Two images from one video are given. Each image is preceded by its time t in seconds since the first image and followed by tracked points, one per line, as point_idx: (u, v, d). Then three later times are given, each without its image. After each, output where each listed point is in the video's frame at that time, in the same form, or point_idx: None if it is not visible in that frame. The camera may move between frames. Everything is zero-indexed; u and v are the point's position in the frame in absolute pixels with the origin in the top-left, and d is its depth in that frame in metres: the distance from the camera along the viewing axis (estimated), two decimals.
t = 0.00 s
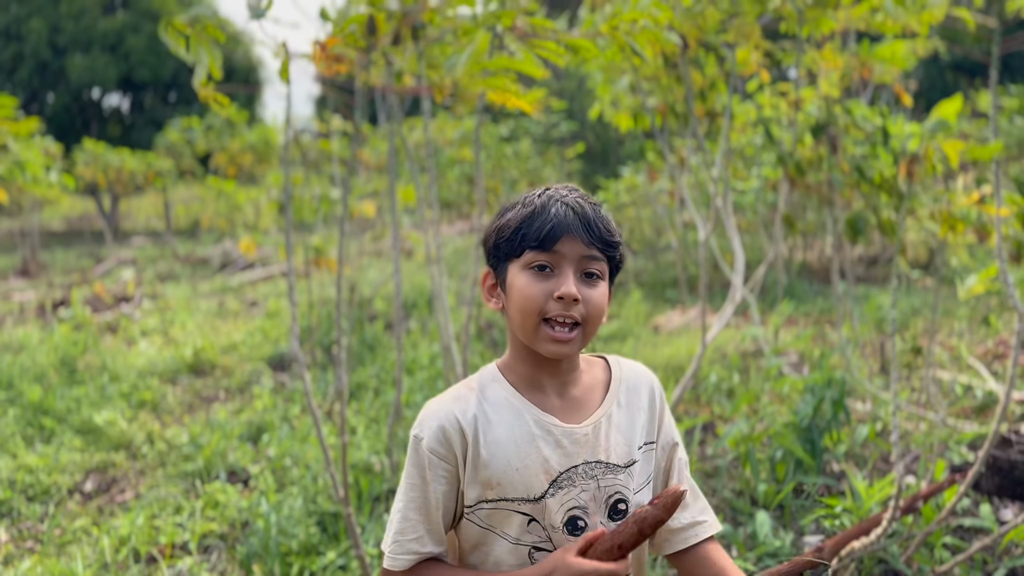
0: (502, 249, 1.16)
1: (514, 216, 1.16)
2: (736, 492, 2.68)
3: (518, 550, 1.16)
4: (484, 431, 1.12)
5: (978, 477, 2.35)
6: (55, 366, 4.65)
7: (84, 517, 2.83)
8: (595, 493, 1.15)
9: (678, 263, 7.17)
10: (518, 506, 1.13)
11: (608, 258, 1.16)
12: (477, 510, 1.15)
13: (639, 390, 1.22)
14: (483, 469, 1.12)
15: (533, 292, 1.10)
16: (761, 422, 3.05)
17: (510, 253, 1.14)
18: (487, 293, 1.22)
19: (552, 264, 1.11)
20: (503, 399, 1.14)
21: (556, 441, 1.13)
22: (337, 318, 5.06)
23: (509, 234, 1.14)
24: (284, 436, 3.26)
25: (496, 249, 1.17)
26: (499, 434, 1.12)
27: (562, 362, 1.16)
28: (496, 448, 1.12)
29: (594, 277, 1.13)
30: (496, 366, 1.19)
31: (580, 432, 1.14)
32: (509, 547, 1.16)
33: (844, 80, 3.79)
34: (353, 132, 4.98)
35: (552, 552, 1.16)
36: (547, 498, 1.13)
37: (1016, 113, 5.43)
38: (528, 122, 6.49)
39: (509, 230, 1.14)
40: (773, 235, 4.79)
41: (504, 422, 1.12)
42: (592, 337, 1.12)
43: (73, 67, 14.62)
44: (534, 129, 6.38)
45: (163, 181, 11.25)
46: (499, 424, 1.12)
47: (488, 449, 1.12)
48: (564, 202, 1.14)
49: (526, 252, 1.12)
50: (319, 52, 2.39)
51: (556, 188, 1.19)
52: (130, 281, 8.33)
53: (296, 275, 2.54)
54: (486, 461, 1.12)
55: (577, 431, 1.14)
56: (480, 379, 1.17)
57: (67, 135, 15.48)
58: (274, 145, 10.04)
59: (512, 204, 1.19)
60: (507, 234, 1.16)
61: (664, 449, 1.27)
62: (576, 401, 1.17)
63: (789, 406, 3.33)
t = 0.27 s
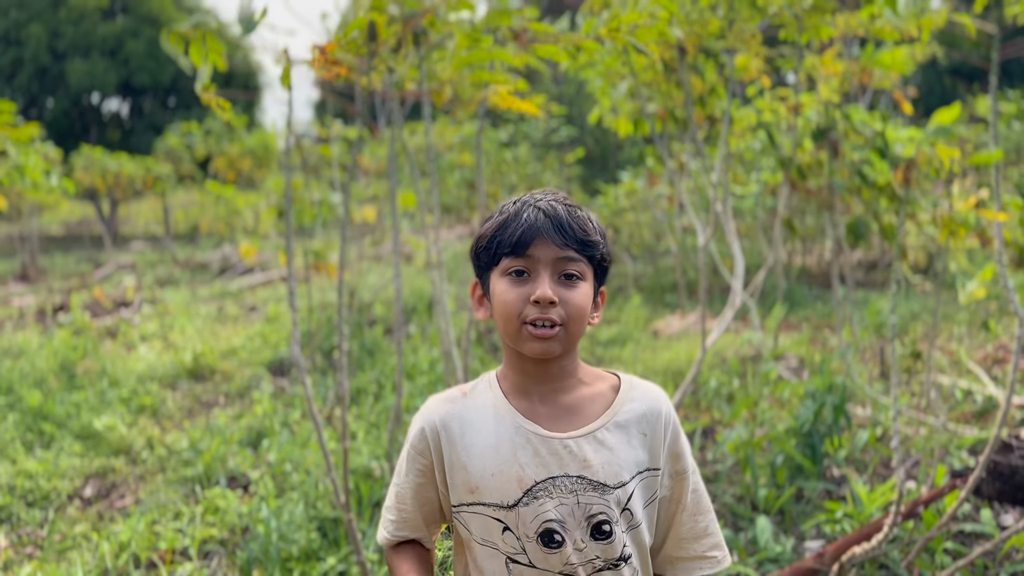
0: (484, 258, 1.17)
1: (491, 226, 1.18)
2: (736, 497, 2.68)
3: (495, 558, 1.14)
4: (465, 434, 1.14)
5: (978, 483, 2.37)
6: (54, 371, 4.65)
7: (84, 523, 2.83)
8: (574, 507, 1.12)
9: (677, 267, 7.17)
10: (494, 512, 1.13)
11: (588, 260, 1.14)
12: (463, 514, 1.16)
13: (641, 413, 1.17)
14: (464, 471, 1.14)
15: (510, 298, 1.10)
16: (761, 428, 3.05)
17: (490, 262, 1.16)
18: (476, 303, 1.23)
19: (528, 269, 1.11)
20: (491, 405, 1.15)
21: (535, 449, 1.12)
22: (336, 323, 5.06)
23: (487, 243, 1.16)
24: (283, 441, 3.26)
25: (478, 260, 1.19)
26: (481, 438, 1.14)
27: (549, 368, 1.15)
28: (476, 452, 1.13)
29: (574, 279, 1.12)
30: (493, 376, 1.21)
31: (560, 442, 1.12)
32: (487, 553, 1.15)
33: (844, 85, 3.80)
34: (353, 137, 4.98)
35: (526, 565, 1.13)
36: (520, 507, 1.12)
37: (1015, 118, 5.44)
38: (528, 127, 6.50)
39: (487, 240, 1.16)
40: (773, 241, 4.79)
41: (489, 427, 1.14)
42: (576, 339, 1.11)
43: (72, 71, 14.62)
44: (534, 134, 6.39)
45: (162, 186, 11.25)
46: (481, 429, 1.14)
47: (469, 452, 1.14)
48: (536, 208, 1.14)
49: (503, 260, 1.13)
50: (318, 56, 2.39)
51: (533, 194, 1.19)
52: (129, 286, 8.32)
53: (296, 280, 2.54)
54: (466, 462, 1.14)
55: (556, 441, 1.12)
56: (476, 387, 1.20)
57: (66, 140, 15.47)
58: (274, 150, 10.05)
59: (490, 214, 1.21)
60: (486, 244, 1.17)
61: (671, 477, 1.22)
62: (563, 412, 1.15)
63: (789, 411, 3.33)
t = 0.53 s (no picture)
0: (484, 261, 1.18)
1: (491, 229, 1.18)
2: (738, 500, 2.68)
3: (498, 566, 1.17)
4: (464, 444, 1.17)
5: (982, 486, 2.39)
6: (55, 374, 4.64)
7: (85, 526, 2.83)
8: (576, 515, 1.12)
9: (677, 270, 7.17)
10: (496, 522, 1.14)
11: (588, 260, 1.14)
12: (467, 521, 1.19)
13: (643, 415, 1.16)
14: (465, 479, 1.16)
15: (508, 298, 1.11)
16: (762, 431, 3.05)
17: (489, 264, 1.16)
18: (478, 308, 1.23)
19: (526, 269, 1.11)
20: (489, 413, 1.17)
21: (535, 458, 1.13)
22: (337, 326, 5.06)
23: (486, 245, 1.17)
24: (284, 444, 3.26)
25: (478, 263, 1.20)
26: (480, 447, 1.16)
27: (550, 372, 1.15)
28: (476, 461, 1.15)
29: (573, 279, 1.12)
30: (494, 382, 1.22)
31: (560, 449, 1.12)
32: (492, 561, 1.17)
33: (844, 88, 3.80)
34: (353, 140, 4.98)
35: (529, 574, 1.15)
36: (521, 516, 1.13)
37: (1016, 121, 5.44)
38: (528, 130, 6.50)
39: (486, 241, 1.17)
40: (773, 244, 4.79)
41: (488, 435, 1.15)
42: (575, 340, 1.11)
43: (73, 75, 14.62)
44: (534, 137, 6.39)
45: (162, 189, 11.25)
46: (479, 438, 1.16)
47: (468, 461, 1.16)
48: (535, 209, 1.15)
49: (501, 260, 1.13)
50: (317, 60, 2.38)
51: (533, 197, 1.20)
52: (130, 289, 8.32)
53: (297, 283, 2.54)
54: (466, 471, 1.16)
55: (556, 449, 1.12)
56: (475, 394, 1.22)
57: (66, 143, 15.47)
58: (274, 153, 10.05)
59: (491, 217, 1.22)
60: (486, 247, 1.18)
61: (676, 479, 1.20)
62: (564, 416, 1.15)
63: (790, 415, 3.33)
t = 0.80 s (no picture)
0: (494, 262, 1.18)
1: (500, 230, 1.18)
2: (740, 503, 2.68)
3: (514, 563, 1.14)
4: (479, 438, 1.13)
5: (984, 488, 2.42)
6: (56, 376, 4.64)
7: (87, 527, 2.82)
8: (595, 509, 1.13)
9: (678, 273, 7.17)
10: (513, 517, 1.12)
11: (598, 261, 1.15)
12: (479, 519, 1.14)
13: (652, 414, 1.20)
14: (480, 475, 1.13)
15: (520, 300, 1.11)
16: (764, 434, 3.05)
17: (500, 264, 1.16)
18: (487, 308, 1.23)
19: (537, 270, 1.12)
20: (504, 408, 1.15)
21: (554, 453, 1.13)
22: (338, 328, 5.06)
23: (496, 246, 1.16)
24: (286, 446, 3.26)
25: (488, 263, 1.20)
26: (496, 443, 1.13)
27: (561, 371, 1.16)
28: (492, 456, 1.13)
29: (583, 280, 1.12)
30: (501, 379, 1.21)
31: (578, 444, 1.13)
32: (506, 559, 1.14)
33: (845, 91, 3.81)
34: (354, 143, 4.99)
35: (546, 569, 1.13)
36: (541, 511, 1.12)
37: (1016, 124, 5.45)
38: (529, 133, 6.51)
39: (497, 243, 1.16)
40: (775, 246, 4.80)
41: (504, 430, 1.13)
42: (586, 340, 1.12)
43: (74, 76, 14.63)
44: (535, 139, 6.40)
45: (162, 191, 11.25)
46: (495, 432, 1.14)
47: (484, 456, 1.13)
48: (545, 210, 1.15)
49: (512, 261, 1.13)
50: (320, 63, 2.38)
51: (542, 197, 1.20)
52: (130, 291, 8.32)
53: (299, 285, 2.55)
54: (482, 467, 1.13)
55: (575, 444, 1.13)
56: (484, 391, 1.19)
57: (67, 145, 15.47)
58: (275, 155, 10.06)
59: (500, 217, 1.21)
60: (496, 248, 1.18)
61: (679, 477, 1.25)
62: (578, 413, 1.16)
63: (791, 417, 3.33)
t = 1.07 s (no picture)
0: (506, 262, 1.17)
1: (512, 231, 1.18)
2: (743, 504, 2.68)
3: (528, 561, 1.15)
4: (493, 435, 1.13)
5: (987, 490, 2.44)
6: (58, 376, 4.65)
7: (90, 528, 2.83)
8: (609, 506, 1.14)
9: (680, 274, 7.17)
10: (528, 514, 1.13)
11: (609, 265, 1.15)
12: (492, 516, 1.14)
13: (660, 413, 1.20)
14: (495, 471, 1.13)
15: (531, 302, 1.11)
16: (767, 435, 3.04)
17: (511, 266, 1.16)
18: (497, 308, 1.23)
19: (549, 273, 1.12)
20: (517, 405, 1.15)
21: (568, 450, 1.13)
22: (340, 329, 5.06)
23: (508, 247, 1.16)
24: (288, 447, 3.26)
25: (499, 264, 1.20)
26: (510, 440, 1.13)
27: (570, 372, 1.16)
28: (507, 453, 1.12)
29: (594, 284, 1.13)
30: (511, 378, 1.21)
31: (592, 442, 1.14)
32: (519, 556, 1.15)
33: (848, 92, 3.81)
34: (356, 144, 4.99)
35: (560, 566, 1.14)
36: (556, 508, 1.12)
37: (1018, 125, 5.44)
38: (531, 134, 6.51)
39: (508, 244, 1.16)
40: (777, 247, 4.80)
41: (518, 428, 1.14)
42: (596, 343, 1.12)
43: (76, 77, 14.63)
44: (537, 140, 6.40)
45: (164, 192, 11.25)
46: (509, 429, 1.14)
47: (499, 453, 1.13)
48: (558, 213, 1.15)
49: (524, 264, 1.13)
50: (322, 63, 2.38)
51: (554, 199, 1.20)
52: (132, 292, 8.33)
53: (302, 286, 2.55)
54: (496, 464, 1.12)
55: (589, 442, 1.13)
56: (495, 390, 1.19)
57: (69, 145, 15.48)
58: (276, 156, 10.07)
59: (512, 218, 1.21)
60: (507, 249, 1.17)
61: (683, 474, 1.26)
62: (588, 413, 1.16)
63: (793, 418, 3.33)
